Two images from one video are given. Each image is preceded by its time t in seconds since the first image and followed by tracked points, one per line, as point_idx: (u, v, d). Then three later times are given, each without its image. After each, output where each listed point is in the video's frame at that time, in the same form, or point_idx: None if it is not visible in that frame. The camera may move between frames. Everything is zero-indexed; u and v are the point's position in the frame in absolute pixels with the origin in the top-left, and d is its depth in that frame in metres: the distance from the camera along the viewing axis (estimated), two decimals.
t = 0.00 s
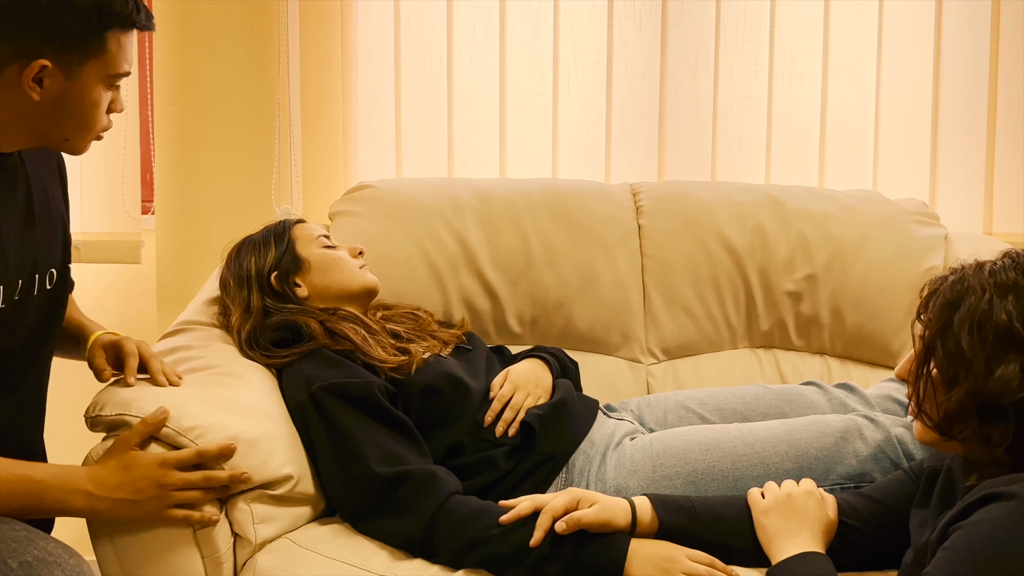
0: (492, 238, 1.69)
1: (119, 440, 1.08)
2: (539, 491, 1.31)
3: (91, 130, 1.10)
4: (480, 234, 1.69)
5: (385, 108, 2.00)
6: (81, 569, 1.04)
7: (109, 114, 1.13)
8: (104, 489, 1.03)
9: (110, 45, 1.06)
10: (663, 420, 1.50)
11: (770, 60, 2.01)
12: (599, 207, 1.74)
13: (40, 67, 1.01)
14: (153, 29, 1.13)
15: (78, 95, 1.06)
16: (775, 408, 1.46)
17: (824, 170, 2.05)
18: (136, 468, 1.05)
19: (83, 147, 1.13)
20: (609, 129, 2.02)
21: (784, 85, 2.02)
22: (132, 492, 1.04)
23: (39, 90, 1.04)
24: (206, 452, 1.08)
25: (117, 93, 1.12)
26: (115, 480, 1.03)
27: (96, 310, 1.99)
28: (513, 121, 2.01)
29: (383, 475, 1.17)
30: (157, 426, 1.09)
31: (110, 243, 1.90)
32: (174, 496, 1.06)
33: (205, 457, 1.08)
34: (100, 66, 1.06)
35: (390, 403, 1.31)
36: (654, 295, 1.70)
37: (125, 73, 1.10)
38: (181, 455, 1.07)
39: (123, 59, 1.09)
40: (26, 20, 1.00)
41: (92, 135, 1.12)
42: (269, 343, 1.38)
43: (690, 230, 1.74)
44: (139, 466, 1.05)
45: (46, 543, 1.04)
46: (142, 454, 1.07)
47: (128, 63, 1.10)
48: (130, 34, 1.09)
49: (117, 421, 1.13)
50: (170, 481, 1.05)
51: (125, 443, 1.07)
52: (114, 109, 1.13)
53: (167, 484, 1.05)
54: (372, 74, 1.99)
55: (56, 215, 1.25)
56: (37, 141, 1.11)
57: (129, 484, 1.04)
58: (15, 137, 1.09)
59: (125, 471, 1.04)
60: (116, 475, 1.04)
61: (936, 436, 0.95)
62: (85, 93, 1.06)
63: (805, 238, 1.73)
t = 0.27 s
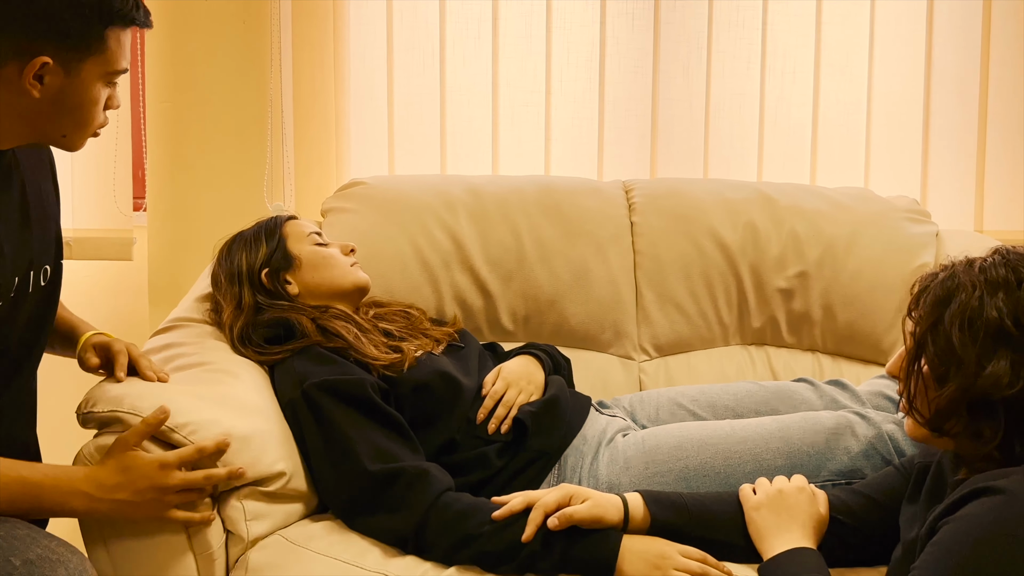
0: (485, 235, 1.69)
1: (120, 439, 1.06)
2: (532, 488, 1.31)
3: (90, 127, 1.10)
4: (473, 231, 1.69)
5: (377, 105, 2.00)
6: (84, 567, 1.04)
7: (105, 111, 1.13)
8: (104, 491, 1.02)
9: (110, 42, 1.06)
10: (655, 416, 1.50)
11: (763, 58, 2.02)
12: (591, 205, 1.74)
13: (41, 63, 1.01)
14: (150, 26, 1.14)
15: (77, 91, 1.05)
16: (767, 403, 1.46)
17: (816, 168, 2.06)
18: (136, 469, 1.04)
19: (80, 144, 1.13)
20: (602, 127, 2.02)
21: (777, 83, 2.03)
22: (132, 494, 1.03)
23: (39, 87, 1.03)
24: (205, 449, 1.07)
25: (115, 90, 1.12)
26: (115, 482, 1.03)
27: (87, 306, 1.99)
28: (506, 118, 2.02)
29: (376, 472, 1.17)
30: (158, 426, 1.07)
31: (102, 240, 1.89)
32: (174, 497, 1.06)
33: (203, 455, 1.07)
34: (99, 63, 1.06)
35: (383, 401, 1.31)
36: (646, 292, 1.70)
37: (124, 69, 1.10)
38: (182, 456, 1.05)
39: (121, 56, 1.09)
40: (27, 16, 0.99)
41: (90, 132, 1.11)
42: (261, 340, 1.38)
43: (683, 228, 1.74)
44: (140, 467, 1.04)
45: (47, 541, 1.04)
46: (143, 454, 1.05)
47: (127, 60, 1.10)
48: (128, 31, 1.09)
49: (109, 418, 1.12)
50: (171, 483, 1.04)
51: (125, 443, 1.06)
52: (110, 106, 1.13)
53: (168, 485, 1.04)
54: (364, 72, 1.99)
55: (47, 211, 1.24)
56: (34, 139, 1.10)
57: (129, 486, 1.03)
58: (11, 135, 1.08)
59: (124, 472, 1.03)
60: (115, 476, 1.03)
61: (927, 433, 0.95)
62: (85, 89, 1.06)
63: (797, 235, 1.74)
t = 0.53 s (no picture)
0: (481, 233, 1.68)
1: (120, 443, 1.04)
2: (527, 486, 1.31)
3: (91, 127, 1.09)
4: (469, 230, 1.68)
5: (373, 103, 1.99)
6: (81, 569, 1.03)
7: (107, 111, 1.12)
8: (104, 496, 1.00)
9: (114, 41, 1.05)
10: (651, 415, 1.50)
11: (758, 56, 2.02)
12: (587, 203, 1.74)
13: (44, 61, 1.00)
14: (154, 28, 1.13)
15: (79, 91, 1.05)
16: (762, 402, 1.46)
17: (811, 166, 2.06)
18: (137, 475, 1.02)
19: (80, 144, 1.12)
20: (597, 125, 2.02)
21: (772, 81, 2.03)
22: (131, 500, 1.01)
23: (42, 85, 1.02)
24: (206, 460, 1.07)
25: (117, 90, 1.11)
26: (115, 487, 1.00)
27: (81, 304, 1.98)
28: (501, 116, 2.01)
29: (371, 470, 1.16)
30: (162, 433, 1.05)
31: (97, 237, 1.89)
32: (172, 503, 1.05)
33: (204, 465, 1.07)
34: (103, 63, 1.05)
35: (378, 398, 1.31)
36: (642, 291, 1.70)
37: (127, 70, 1.09)
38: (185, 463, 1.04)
39: (125, 57, 1.08)
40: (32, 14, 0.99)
41: (91, 132, 1.10)
42: (255, 338, 1.38)
43: (678, 226, 1.74)
44: (142, 473, 1.02)
45: (44, 544, 1.03)
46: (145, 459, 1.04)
47: (131, 61, 1.09)
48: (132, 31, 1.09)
49: (104, 416, 1.12)
50: (171, 490, 1.03)
51: (127, 448, 1.03)
52: (111, 106, 1.12)
53: (168, 492, 1.03)
54: (359, 70, 1.98)
55: (44, 209, 1.24)
56: (34, 138, 1.09)
57: (130, 491, 1.01)
58: (11, 132, 1.07)
59: (125, 478, 1.01)
60: (115, 481, 1.01)
61: (925, 432, 0.95)
62: (87, 89, 1.05)
63: (792, 234, 1.74)
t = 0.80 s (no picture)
0: (478, 233, 1.69)
1: (121, 445, 1.06)
2: (525, 486, 1.31)
3: (90, 128, 1.09)
4: (467, 229, 1.69)
5: (371, 102, 1.99)
6: (82, 568, 1.02)
7: (107, 112, 1.12)
8: (105, 495, 1.01)
9: (114, 42, 1.05)
10: (649, 414, 1.51)
11: (756, 56, 2.02)
12: (585, 202, 1.74)
13: (43, 63, 1.00)
14: (156, 31, 1.14)
15: (79, 92, 1.05)
16: (760, 402, 1.46)
17: (809, 166, 2.06)
18: (138, 474, 1.03)
19: (79, 145, 1.12)
20: (595, 125, 2.02)
21: (769, 81, 2.04)
22: (133, 499, 1.02)
23: (41, 86, 1.02)
24: (207, 456, 1.07)
25: (117, 92, 1.12)
26: (116, 487, 1.02)
27: (79, 303, 1.98)
28: (499, 115, 2.01)
29: (369, 469, 1.16)
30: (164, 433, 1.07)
31: (95, 236, 1.89)
32: (175, 503, 1.05)
33: (206, 462, 1.07)
34: (103, 65, 1.05)
35: (376, 397, 1.31)
36: (640, 290, 1.70)
37: (127, 73, 1.09)
38: (185, 461, 1.06)
39: (126, 60, 1.09)
40: (32, 16, 0.99)
41: (90, 133, 1.10)
42: (253, 337, 1.38)
43: (676, 226, 1.74)
44: (142, 472, 1.03)
45: (46, 544, 1.03)
46: (146, 460, 1.05)
47: (131, 64, 1.10)
48: (132, 33, 1.09)
49: (102, 415, 1.12)
50: (173, 489, 1.04)
51: (129, 448, 1.05)
52: (112, 108, 1.12)
53: (170, 491, 1.04)
54: (357, 69, 1.98)
55: (43, 208, 1.24)
56: (32, 139, 1.09)
57: (131, 491, 1.02)
58: (10, 134, 1.07)
59: (126, 477, 1.02)
60: (117, 481, 1.02)
61: (925, 424, 0.95)
62: (87, 90, 1.05)
63: (790, 234, 1.74)
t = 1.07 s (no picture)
0: (478, 233, 1.69)
1: (126, 445, 1.07)
2: (525, 486, 1.31)
3: (92, 130, 1.09)
4: (467, 230, 1.69)
5: (371, 103, 2.00)
6: (85, 567, 1.03)
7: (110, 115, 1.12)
8: (111, 493, 1.02)
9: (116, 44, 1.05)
10: (648, 414, 1.51)
11: (755, 56, 2.02)
12: (585, 203, 1.74)
13: (46, 64, 1.00)
14: (160, 34, 1.14)
15: (82, 93, 1.05)
16: (760, 402, 1.46)
17: (808, 166, 2.06)
18: (144, 473, 1.04)
19: (82, 147, 1.12)
20: (595, 125, 2.03)
21: (769, 81, 2.04)
22: (139, 497, 1.03)
23: (43, 87, 1.02)
24: (212, 455, 1.09)
25: (120, 94, 1.12)
26: (122, 485, 1.03)
27: (79, 304, 1.98)
28: (499, 116, 2.02)
29: (370, 467, 1.17)
30: (168, 433, 1.09)
31: (95, 236, 1.89)
32: (180, 502, 1.06)
33: (211, 461, 1.09)
34: (106, 67, 1.05)
35: (376, 396, 1.31)
36: (640, 290, 1.71)
37: (130, 75, 1.09)
38: (190, 460, 1.07)
39: (129, 61, 1.09)
40: (34, 17, 0.99)
41: (93, 135, 1.10)
42: (253, 337, 1.38)
43: (675, 226, 1.74)
44: (148, 470, 1.05)
45: (51, 541, 1.02)
46: (152, 459, 1.07)
47: (134, 66, 1.10)
48: (135, 35, 1.09)
49: (103, 415, 1.12)
50: (179, 487, 1.06)
51: (134, 447, 1.07)
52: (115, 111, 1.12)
53: (175, 489, 1.05)
54: (356, 70, 1.99)
55: (43, 209, 1.24)
56: (34, 139, 1.09)
57: (137, 489, 1.03)
58: (14, 135, 1.07)
59: (132, 475, 1.04)
60: (122, 479, 1.03)
61: (929, 421, 0.94)
62: (90, 92, 1.05)
63: (789, 234, 1.75)
